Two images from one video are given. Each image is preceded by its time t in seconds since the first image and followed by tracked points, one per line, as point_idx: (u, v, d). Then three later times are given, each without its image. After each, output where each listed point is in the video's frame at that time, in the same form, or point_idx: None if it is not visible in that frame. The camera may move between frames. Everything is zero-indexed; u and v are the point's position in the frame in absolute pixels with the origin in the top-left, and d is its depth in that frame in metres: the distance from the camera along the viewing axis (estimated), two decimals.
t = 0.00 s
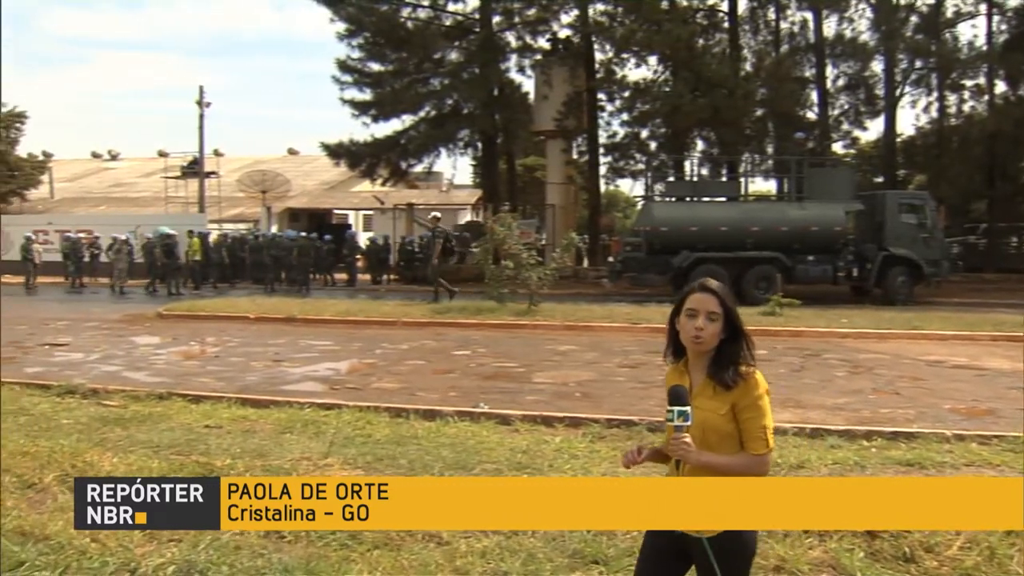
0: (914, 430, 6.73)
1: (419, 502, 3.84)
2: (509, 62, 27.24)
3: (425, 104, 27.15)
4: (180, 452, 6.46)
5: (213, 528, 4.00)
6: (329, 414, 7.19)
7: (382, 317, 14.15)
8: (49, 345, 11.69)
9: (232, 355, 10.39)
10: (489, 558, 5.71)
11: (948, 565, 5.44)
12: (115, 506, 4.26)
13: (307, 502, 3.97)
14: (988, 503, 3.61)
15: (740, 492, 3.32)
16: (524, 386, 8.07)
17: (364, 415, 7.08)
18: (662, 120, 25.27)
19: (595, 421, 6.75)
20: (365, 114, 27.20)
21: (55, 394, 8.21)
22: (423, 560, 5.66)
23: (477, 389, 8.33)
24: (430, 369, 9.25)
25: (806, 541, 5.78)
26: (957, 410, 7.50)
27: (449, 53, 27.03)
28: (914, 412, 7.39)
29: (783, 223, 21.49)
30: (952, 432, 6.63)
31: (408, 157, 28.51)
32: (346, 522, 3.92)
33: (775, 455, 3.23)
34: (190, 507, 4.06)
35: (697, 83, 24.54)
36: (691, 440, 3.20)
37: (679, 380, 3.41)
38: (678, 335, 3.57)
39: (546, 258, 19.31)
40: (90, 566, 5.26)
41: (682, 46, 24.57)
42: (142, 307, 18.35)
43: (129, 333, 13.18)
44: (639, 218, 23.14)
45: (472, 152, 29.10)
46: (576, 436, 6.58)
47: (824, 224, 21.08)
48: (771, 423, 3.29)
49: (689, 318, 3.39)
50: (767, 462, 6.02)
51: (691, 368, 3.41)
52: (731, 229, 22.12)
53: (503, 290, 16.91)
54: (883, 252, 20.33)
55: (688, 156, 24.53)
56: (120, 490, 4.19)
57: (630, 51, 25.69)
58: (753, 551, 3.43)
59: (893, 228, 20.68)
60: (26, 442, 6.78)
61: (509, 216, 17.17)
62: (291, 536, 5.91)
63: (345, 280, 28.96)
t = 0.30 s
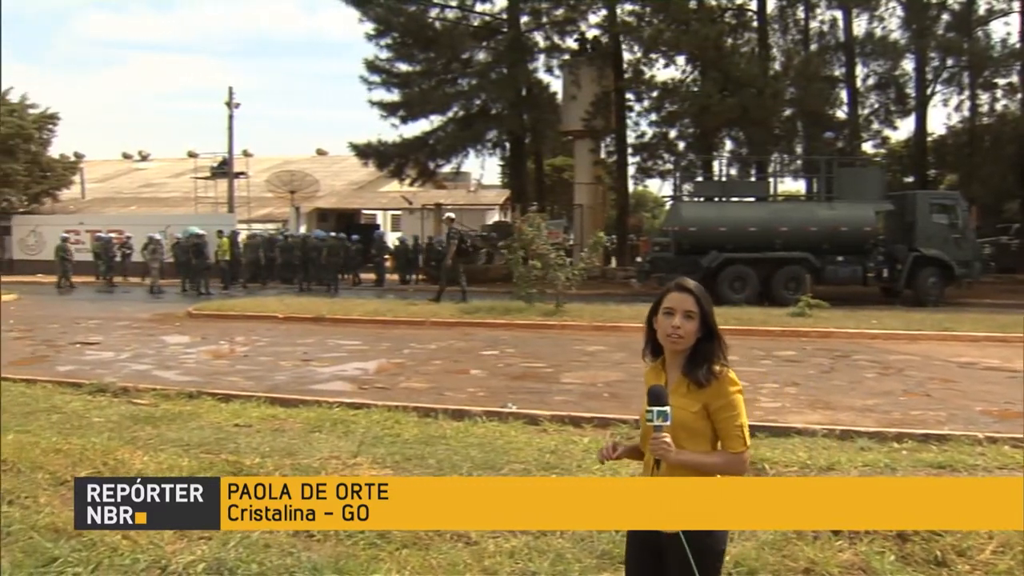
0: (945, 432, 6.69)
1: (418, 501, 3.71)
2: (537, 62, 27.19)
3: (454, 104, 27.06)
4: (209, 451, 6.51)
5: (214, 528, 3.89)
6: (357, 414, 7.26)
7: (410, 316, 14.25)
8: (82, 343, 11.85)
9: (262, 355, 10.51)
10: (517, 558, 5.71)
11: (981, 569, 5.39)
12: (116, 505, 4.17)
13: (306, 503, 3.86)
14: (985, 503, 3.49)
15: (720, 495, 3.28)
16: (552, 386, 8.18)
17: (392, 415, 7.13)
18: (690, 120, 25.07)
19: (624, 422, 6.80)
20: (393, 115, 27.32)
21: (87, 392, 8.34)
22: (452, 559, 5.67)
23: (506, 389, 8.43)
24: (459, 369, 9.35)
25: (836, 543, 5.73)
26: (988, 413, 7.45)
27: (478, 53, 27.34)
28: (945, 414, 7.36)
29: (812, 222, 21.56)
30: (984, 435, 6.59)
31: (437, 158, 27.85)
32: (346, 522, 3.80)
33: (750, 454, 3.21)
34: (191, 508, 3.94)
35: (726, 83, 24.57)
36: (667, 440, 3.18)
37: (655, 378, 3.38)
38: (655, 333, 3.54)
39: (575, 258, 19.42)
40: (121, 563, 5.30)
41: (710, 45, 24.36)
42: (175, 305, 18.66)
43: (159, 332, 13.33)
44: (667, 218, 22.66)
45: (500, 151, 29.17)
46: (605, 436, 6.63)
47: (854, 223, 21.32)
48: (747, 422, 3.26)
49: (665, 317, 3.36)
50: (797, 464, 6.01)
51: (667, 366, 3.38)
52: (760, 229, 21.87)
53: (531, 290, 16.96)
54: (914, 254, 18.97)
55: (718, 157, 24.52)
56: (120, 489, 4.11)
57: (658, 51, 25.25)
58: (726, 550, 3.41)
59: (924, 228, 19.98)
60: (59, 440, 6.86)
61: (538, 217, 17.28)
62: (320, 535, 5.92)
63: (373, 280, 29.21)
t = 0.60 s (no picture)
0: (979, 435, 6.63)
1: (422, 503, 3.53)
2: (567, 62, 27.16)
3: (484, 104, 27.04)
4: (241, 450, 6.55)
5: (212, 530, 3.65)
6: (388, 414, 7.31)
7: (441, 316, 14.32)
8: (115, 342, 11.98)
9: (292, 354, 10.60)
10: (547, 558, 5.72)
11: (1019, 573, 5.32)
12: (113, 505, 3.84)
13: (308, 503, 3.66)
14: (989, 504, 3.43)
15: (721, 495, 3.35)
16: (582, 387, 8.25)
17: (422, 415, 7.17)
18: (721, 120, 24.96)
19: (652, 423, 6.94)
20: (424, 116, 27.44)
21: (120, 391, 8.44)
22: (482, 559, 5.68)
23: (536, 389, 8.49)
24: (490, 369, 9.43)
25: (869, 546, 5.68)
26: None
27: (507, 53, 27.52)
28: (978, 417, 7.31)
29: (844, 222, 21.45)
30: (1019, 438, 6.52)
31: (466, 158, 27.95)
32: (346, 523, 3.63)
33: (749, 449, 3.22)
34: (190, 508, 3.68)
35: (757, 82, 24.37)
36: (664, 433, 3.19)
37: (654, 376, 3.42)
38: (655, 333, 3.58)
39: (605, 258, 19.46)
40: (154, 560, 5.34)
41: (739, 45, 24.20)
42: (207, 305, 18.86)
43: (191, 331, 13.43)
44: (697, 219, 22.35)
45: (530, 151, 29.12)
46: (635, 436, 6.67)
47: (886, 224, 21.25)
48: (746, 418, 3.27)
49: (664, 315, 3.42)
50: (829, 465, 5.98)
51: (667, 363, 3.42)
52: (791, 230, 21.71)
53: (560, 291, 16.98)
54: (947, 253, 21.08)
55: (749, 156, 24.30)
56: (120, 489, 3.77)
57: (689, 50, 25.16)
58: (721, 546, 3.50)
59: (958, 228, 21.15)
60: (93, 438, 6.94)
61: (568, 216, 17.12)
62: (351, 534, 5.94)
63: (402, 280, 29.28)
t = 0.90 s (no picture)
0: (1011, 437, 6.58)
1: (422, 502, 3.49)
2: (595, 62, 27.11)
3: (512, 104, 27.10)
4: (270, 448, 6.59)
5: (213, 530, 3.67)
6: (416, 414, 7.35)
7: (469, 315, 14.40)
8: (145, 341, 12.11)
9: (321, 353, 10.69)
10: (576, 559, 5.70)
11: None
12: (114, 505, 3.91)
13: (307, 503, 3.62)
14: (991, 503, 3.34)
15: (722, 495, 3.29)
16: (611, 387, 8.36)
17: (451, 415, 7.25)
18: (749, 120, 24.83)
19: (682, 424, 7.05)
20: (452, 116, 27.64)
21: (150, 389, 8.54)
22: (510, 559, 5.68)
23: (565, 389, 8.61)
24: (518, 368, 9.54)
25: (900, 548, 5.61)
26: None
27: (536, 53, 27.41)
28: (1010, 418, 7.26)
29: (875, 222, 21.27)
30: None
31: (495, 158, 28.17)
32: (346, 523, 3.59)
33: (752, 450, 3.21)
34: (190, 508, 3.73)
35: (786, 81, 24.03)
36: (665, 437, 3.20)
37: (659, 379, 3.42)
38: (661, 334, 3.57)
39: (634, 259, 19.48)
40: (184, 557, 5.36)
41: (769, 44, 23.87)
42: (237, 304, 19.03)
43: (219, 331, 13.53)
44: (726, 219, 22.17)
45: (558, 151, 29.32)
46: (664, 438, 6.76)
47: (917, 224, 21.11)
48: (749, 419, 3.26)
49: (667, 317, 3.40)
50: (860, 467, 5.95)
51: (672, 366, 3.42)
52: (821, 230, 21.45)
53: (588, 291, 17.00)
54: (978, 254, 20.94)
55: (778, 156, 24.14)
56: (121, 489, 3.84)
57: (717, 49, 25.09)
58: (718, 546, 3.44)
59: (989, 228, 20.97)
60: (124, 435, 7.02)
61: (596, 217, 17.07)
62: (379, 533, 5.96)
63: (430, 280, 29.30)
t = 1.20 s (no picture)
0: None
1: (422, 503, 3.38)
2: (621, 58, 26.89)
3: (538, 101, 27.25)
4: (293, 449, 6.53)
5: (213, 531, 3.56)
6: (441, 415, 7.32)
7: (495, 315, 14.36)
8: (167, 341, 12.11)
9: (344, 354, 10.65)
10: (602, 563, 5.57)
11: None
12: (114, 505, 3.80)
13: (307, 503, 3.52)
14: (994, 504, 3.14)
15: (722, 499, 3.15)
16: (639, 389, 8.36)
17: (477, 416, 7.24)
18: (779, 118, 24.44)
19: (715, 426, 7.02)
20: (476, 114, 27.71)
21: (172, 390, 8.52)
22: (536, 563, 5.57)
23: (593, 391, 8.63)
24: (545, 369, 9.49)
25: (936, 555, 5.45)
26: None
27: (562, 50, 27.46)
28: None
29: (907, 222, 21.03)
30: None
31: (520, 156, 28.26)
32: (347, 523, 3.49)
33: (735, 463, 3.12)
34: (190, 508, 3.61)
35: (817, 77, 23.63)
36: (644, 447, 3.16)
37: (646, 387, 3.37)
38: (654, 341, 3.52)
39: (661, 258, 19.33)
40: (206, 559, 5.30)
41: (800, 39, 23.56)
42: (261, 305, 19.09)
43: (241, 331, 13.51)
44: (756, 218, 21.97)
45: (584, 149, 29.42)
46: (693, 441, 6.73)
47: (951, 224, 20.93)
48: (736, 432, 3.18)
49: (657, 325, 3.35)
50: (893, 472, 5.83)
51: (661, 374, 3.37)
52: (852, 229, 21.25)
53: (615, 291, 16.93)
54: (1015, 255, 20.57)
55: (808, 154, 24.17)
56: (120, 489, 3.72)
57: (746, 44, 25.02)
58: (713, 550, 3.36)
59: None
60: (145, 436, 6.97)
61: (622, 216, 16.99)
62: (404, 536, 5.89)
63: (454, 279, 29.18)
